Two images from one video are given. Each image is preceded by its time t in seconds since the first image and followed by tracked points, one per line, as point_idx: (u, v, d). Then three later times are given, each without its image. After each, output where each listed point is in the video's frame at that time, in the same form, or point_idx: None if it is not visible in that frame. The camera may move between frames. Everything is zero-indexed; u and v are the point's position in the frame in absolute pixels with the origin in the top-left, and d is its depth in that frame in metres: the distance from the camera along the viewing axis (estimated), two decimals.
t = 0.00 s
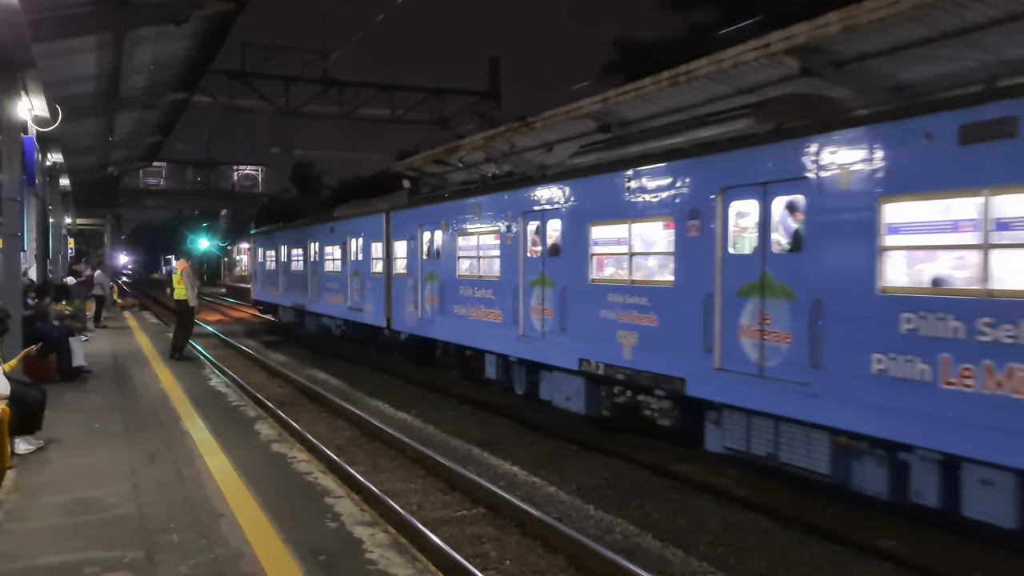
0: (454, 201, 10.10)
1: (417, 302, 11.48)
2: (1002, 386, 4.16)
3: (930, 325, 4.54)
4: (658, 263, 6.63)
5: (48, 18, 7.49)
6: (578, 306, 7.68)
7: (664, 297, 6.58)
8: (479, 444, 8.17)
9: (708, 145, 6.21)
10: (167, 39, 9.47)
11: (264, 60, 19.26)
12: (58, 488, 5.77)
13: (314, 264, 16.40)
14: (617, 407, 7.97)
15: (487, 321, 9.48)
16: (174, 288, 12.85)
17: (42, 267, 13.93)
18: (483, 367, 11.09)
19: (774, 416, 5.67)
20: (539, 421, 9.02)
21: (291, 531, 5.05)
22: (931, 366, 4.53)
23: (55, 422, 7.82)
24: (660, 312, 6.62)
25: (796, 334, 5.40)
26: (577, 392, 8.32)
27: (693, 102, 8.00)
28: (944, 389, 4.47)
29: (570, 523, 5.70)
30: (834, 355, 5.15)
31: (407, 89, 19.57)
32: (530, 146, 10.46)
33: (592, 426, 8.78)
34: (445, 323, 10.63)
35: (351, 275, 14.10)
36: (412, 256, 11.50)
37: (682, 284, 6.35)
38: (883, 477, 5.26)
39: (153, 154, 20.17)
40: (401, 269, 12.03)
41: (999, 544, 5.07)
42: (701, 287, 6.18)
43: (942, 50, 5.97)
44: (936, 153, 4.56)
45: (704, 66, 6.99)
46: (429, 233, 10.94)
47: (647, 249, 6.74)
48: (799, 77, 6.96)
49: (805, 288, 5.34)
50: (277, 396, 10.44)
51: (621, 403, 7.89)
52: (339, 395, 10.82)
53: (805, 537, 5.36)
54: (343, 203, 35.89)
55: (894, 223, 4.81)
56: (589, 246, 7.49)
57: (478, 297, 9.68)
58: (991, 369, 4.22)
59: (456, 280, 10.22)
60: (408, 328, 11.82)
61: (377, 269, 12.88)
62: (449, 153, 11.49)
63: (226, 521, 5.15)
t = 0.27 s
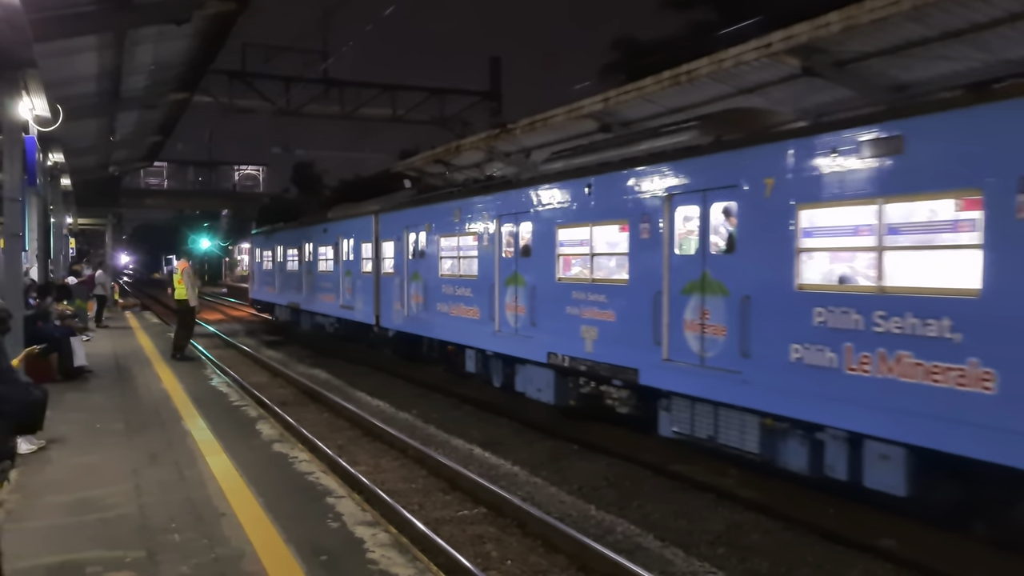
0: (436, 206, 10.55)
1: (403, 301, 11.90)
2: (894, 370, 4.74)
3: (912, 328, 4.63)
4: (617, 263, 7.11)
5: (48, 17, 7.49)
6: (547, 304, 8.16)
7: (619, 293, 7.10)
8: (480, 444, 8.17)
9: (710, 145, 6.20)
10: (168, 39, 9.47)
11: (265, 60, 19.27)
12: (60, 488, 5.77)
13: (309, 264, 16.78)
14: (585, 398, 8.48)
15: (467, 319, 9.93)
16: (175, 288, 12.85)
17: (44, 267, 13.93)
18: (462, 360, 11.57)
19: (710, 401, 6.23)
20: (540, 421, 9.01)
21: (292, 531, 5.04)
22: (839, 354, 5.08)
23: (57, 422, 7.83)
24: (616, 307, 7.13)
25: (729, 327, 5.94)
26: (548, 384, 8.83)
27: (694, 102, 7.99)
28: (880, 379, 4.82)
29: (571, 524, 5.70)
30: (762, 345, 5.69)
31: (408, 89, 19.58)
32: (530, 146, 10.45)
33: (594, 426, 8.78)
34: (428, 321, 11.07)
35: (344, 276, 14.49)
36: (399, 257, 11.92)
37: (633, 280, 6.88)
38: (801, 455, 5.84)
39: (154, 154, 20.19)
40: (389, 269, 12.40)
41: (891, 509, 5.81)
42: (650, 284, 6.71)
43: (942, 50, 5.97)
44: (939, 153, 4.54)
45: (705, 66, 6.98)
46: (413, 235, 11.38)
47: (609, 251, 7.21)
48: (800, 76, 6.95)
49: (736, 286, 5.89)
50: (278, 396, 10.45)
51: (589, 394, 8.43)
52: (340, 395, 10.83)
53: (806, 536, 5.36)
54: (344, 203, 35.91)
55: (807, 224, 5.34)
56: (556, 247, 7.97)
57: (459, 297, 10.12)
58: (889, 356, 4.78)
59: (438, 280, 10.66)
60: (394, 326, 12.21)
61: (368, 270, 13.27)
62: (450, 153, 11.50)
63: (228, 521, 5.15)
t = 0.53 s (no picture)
0: (419, 208, 11.11)
1: (388, 299, 12.43)
2: (803, 358, 5.34)
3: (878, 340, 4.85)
4: (578, 263, 7.70)
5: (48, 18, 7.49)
6: (517, 301, 8.74)
7: (578, 289, 7.71)
8: (480, 444, 8.17)
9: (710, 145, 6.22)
10: (168, 39, 9.47)
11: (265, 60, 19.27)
12: (60, 488, 5.77)
13: (304, 264, 17.26)
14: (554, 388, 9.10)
15: (446, 315, 10.51)
16: (175, 288, 12.84)
17: (44, 267, 13.92)
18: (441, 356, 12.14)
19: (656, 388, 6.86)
20: (541, 421, 9.01)
21: (293, 532, 5.04)
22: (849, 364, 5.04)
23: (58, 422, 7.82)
24: (576, 303, 7.73)
25: (672, 322, 6.53)
26: (520, 376, 9.47)
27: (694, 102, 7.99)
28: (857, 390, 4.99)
29: (572, 523, 5.70)
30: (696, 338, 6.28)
31: (408, 89, 19.57)
32: (531, 145, 10.44)
33: (595, 426, 8.78)
34: (411, 318, 11.63)
35: (335, 275, 14.98)
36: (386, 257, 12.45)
37: (590, 278, 7.49)
38: (735, 436, 6.49)
39: (154, 154, 20.19)
40: (378, 269, 12.86)
41: (846, 494, 6.17)
42: (604, 282, 7.31)
43: (942, 50, 5.96)
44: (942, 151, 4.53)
45: (706, 66, 6.98)
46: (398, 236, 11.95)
47: (572, 252, 7.78)
48: (800, 76, 6.95)
49: (675, 285, 6.49)
50: (279, 396, 10.44)
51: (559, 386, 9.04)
52: (341, 395, 10.82)
53: (806, 536, 5.36)
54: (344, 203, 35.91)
55: (737, 225, 5.91)
56: (525, 247, 8.57)
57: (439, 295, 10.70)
58: (799, 346, 5.37)
59: (421, 279, 11.22)
60: (379, 324, 12.73)
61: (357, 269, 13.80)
62: (450, 153, 11.52)
63: (228, 521, 5.15)
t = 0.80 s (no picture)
0: (404, 210, 11.66)
1: (376, 296, 13.00)
2: (731, 347, 5.92)
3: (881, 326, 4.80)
4: (544, 262, 8.28)
5: (48, 17, 7.49)
6: (490, 298, 9.33)
7: (543, 287, 8.30)
8: (480, 443, 8.17)
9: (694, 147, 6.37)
10: (167, 38, 9.48)
11: (265, 60, 19.27)
12: (60, 488, 5.76)
13: (297, 263, 17.79)
14: (525, 378, 9.74)
15: (427, 312, 11.12)
16: (175, 288, 12.83)
17: (44, 266, 13.91)
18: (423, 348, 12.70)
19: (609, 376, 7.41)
20: (541, 420, 9.01)
21: (292, 531, 5.03)
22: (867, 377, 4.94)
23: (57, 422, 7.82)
24: (541, 300, 8.31)
25: (622, 317, 7.06)
26: (495, 368, 10.03)
27: (694, 101, 7.98)
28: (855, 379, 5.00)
29: (571, 523, 5.70)
30: (644, 330, 6.84)
31: (409, 88, 19.55)
32: (530, 145, 10.42)
33: (595, 425, 8.77)
34: (397, 314, 12.19)
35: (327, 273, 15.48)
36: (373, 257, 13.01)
37: (554, 276, 8.07)
38: (679, 421, 7.02)
39: (153, 154, 20.20)
40: (366, 268, 13.44)
41: (847, 493, 6.16)
42: (566, 281, 7.89)
43: (942, 48, 5.96)
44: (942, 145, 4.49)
45: (706, 65, 6.97)
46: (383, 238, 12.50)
47: (539, 252, 8.34)
48: (801, 75, 6.94)
49: (625, 283, 7.04)
50: (278, 396, 10.43)
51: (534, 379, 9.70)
52: (340, 394, 10.82)
53: (806, 535, 5.36)
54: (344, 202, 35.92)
55: (678, 227, 6.45)
56: (496, 248, 9.16)
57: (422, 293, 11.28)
58: (728, 336, 5.95)
59: (406, 278, 11.77)
60: (368, 320, 13.27)
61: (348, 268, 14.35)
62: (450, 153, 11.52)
63: (228, 521, 5.14)
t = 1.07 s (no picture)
0: (389, 213, 12.25)
1: (363, 295, 13.57)
2: (670, 339, 6.57)
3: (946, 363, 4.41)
4: (513, 262, 8.89)
5: (47, 17, 7.49)
6: (466, 296, 9.93)
7: (512, 285, 8.93)
8: (480, 443, 8.17)
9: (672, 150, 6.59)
10: (167, 38, 9.47)
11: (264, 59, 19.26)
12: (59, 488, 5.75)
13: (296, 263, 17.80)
14: (500, 371, 10.28)
15: (410, 309, 11.69)
16: (175, 287, 12.83)
17: (43, 266, 13.89)
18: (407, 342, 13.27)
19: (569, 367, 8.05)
20: (540, 420, 9.00)
21: (292, 531, 5.03)
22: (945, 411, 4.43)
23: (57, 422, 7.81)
24: (510, 297, 8.91)
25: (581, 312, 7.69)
26: (470, 361, 10.59)
27: (694, 101, 7.97)
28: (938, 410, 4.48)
29: (571, 522, 5.69)
30: (598, 324, 7.48)
31: (408, 88, 19.55)
32: (529, 144, 10.41)
33: (595, 425, 8.76)
34: (383, 312, 12.73)
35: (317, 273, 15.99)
36: (361, 258, 13.59)
37: (521, 276, 8.69)
38: (630, 408, 7.56)
39: (153, 154, 20.20)
40: (354, 268, 14.01)
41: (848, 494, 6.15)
42: (532, 279, 8.51)
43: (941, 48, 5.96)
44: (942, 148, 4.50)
45: (705, 65, 6.97)
46: (371, 239, 13.10)
47: (509, 253, 8.95)
48: (800, 74, 6.94)
49: (582, 281, 7.66)
50: (278, 396, 10.42)
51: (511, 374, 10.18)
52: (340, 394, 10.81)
53: (806, 535, 5.36)
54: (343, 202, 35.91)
55: (626, 231, 7.07)
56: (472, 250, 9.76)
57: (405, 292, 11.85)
58: (669, 329, 6.60)
59: (390, 277, 12.37)
60: (356, 317, 13.82)
61: (338, 268, 14.88)
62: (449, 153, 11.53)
63: (227, 521, 5.14)
